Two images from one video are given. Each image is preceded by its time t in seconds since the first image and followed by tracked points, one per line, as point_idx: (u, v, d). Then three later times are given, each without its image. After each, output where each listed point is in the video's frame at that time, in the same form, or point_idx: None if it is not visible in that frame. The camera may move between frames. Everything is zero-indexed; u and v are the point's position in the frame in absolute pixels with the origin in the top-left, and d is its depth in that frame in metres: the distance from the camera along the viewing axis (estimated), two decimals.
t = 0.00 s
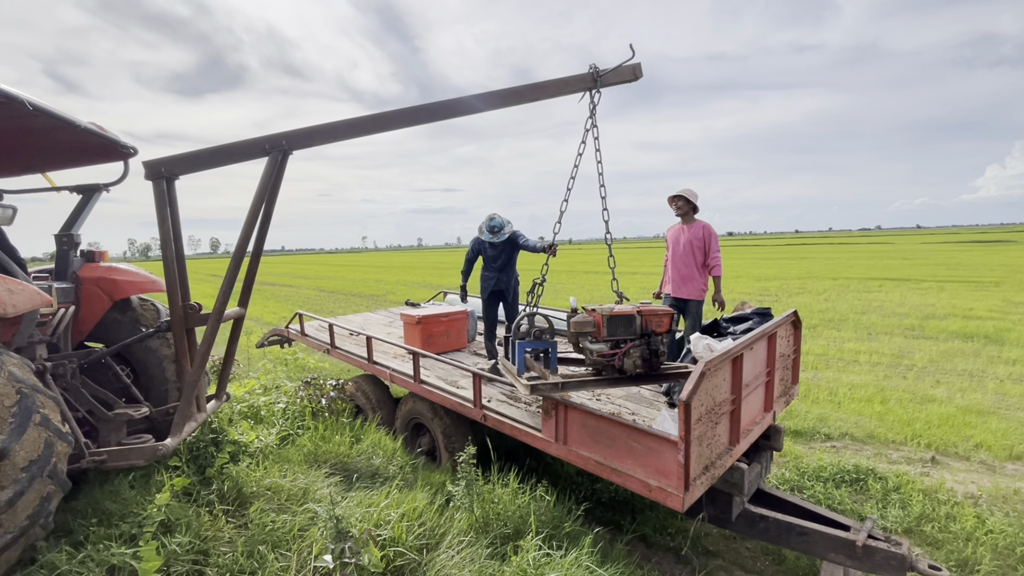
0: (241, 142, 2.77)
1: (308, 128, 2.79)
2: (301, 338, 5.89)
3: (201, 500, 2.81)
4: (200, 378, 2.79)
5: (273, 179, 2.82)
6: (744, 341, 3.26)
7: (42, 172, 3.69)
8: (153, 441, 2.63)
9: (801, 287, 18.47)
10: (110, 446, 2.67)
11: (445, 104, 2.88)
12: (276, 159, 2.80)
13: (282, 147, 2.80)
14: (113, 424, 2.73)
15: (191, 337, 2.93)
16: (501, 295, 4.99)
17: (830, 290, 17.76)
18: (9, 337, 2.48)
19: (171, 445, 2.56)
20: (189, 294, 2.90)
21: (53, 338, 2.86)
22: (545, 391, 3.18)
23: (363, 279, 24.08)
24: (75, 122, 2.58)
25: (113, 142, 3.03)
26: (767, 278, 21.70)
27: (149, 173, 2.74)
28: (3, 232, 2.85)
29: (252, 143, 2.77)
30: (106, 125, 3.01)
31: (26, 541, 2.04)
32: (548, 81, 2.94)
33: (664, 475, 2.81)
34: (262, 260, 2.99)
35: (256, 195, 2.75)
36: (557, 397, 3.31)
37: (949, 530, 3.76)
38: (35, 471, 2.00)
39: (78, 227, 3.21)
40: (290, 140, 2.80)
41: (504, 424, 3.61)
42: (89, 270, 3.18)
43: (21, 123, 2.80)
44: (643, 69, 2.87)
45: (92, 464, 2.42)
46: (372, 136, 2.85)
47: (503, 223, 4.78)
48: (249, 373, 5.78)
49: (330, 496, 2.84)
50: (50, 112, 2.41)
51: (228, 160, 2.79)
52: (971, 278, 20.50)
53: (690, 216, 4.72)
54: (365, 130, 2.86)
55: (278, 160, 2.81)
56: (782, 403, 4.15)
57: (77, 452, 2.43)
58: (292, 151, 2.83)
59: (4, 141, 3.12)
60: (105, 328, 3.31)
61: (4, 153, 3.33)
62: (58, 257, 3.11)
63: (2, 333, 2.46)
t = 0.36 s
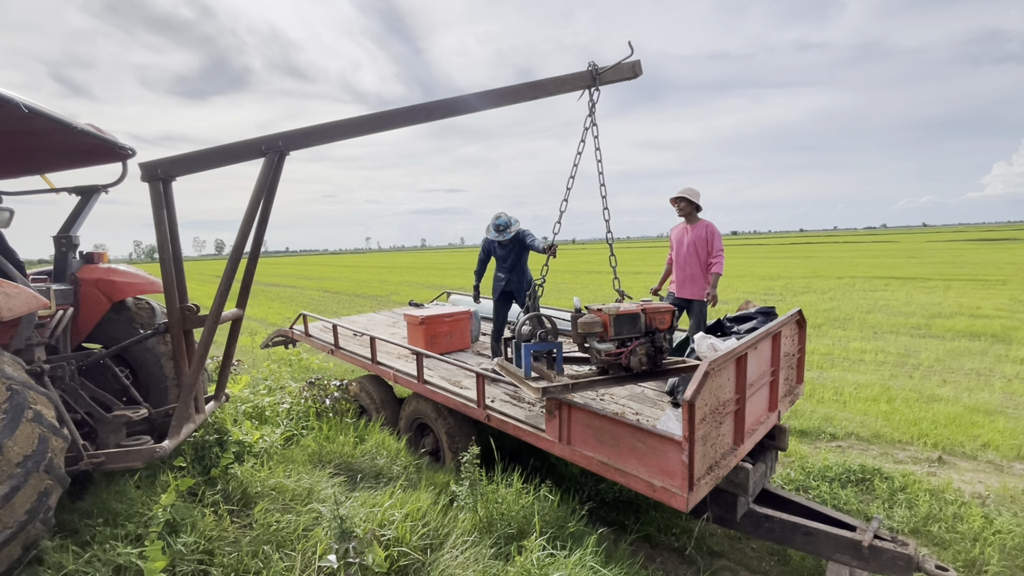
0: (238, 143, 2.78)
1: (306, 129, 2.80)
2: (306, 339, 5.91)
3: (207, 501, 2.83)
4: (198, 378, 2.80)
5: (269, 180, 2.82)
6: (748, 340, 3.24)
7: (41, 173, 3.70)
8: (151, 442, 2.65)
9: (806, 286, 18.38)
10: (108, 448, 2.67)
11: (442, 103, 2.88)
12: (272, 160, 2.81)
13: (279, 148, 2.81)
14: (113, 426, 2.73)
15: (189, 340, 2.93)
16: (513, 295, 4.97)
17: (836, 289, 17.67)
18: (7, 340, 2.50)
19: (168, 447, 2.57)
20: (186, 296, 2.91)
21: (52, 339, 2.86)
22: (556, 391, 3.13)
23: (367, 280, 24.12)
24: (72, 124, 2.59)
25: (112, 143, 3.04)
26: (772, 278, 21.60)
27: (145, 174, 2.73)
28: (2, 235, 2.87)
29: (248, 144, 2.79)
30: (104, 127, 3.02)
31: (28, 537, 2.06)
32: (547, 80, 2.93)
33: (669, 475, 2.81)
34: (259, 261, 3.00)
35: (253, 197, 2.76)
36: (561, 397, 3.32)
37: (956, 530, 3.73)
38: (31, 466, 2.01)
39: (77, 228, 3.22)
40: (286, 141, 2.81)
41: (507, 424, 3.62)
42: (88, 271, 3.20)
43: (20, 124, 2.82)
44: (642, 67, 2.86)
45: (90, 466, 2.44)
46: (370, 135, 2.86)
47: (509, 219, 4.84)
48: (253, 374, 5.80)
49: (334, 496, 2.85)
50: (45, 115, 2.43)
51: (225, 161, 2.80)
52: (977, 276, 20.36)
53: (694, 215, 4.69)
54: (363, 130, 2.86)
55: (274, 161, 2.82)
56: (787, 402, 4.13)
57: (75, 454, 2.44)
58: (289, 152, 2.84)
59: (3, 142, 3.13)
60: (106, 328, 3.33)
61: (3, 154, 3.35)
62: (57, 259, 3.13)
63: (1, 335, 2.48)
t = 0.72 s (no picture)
0: (238, 144, 2.79)
1: (305, 130, 2.81)
2: (309, 339, 5.92)
3: (212, 501, 2.84)
4: (198, 379, 2.81)
5: (268, 181, 2.83)
6: (752, 340, 3.24)
7: (43, 176, 3.72)
8: (153, 444, 2.66)
9: (811, 286, 18.30)
10: (109, 450, 2.69)
11: (442, 104, 2.88)
12: (272, 161, 2.82)
13: (279, 150, 2.82)
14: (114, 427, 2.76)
15: (189, 341, 2.94)
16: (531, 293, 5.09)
17: (841, 289, 17.58)
18: (8, 342, 2.52)
19: (169, 449, 2.58)
20: (187, 297, 2.92)
21: (53, 341, 2.92)
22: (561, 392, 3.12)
23: (370, 281, 24.14)
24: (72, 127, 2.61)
25: (112, 145, 3.06)
26: (777, 277, 21.51)
27: (145, 177, 2.75)
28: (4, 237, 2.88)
29: (249, 145, 2.80)
30: (105, 129, 3.05)
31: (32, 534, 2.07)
32: (547, 80, 2.93)
33: (673, 476, 2.80)
34: (260, 263, 3.02)
35: (252, 199, 2.77)
36: (564, 397, 3.31)
37: (964, 531, 3.71)
38: (30, 463, 2.02)
39: (79, 229, 3.24)
40: (286, 143, 2.82)
41: (511, 425, 3.62)
42: (90, 272, 3.22)
43: (21, 127, 2.84)
44: (643, 66, 2.86)
45: (91, 468, 2.45)
46: (370, 136, 2.87)
47: (524, 216, 4.85)
48: (258, 375, 5.82)
49: (338, 497, 2.85)
50: (45, 118, 2.45)
51: (224, 162, 2.81)
52: (984, 275, 20.23)
53: (694, 215, 4.67)
54: (363, 131, 2.87)
55: (274, 163, 2.83)
56: (792, 403, 4.12)
57: (76, 456, 2.46)
58: (289, 153, 2.85)
59: (5, 144, 3.15)
60: (109, 329, 3.34)
61: (6, 157, 3.37)
62: (58, 261, 3.13)
63: (3, 337, 2.50)
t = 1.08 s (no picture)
0: (241, 145, 2.80)
1: (306, 130, 2.82)
2: (314, 339, 5.93)
3: (217, 500, 2.85)
4: (202, 379, 2.82)
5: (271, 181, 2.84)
6: (757, 340, 3.22)
7: (48, 176, 3.75)
8: (157, 444, 2.68)
9: (816, 286, 18.20)
10: (113, 449, 2.71)
11: (445, 103, 2.88)
12: (275, 161, 2.83)
13: (282, 150, 2.82)
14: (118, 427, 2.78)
15: (193, 340, 2.95)
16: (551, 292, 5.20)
17: (847, 288, 17.48)
18: (14, 342, 2.53)
19: (173, 448, 2.59)
20: (190, 297, 2.93)
21: (58, 341, 2.91)
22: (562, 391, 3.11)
23: (374, 281, 24.15)
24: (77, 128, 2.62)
25: (117, 146, 3.07)
26: (782, 277, 21.44)
27: (149, 176, 2.77)
28: (10, 238, 2.91)
29: (251, 145, 2.80)
30: (109, 130, 3.06)
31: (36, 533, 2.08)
32: (550, 79, 2.93)
33: (678, 476, 2.79)
34: (263, 264, 3.03)
35: (256, 199, 2.77)
36: (569, 397, 3.31)
37: (972, 533, 3.68)
38: (35, 461, 2.03)
39: (84, 230, 3.26)
40: (289, 142, 2.83)
41: (515, 425, 3.61)
42: (96, 272, 3.23)
43: (26, 128, 2.85)
44: (647, 64, 2.85)
45: (96, 467, 2.46)
46: (373, 136, 2.87)
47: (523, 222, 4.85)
48: (263, 374, 5.83)
49: (343, 496, 2.86)
50: (49, 119, 2.46)
51: (227, 162, 2.82)
52: (992, 275, 20.09)
53: (698, 215, 4.66)
54: (365, 131, 2.87)
55: (277, 163, 2.84)
56: (797, 403, 4.10)
57: (81, 454, 2.48)
58: (291, 153, 2.85)
59: (11, 145, 3.17)
60: (114, 329, 3.36)
61: (12, 158, 3.39)
62: (64, 261, 3.17)
63: (9, 337, 2.51)
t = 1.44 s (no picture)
0: (244, 142, 2.81)
1: (308, 127, 2.82)
2: (319, 339, 5.95)
3: (223, 498, 2.86)
4: (207, 376, 2.82)
5: (275, 178, 2.84)
6: (763, 339, 3.20)
7: (56, 176, 3.76)
8: (164, 441, 2.69)
9: (821, 286, 18.12)
10: (121, 447, 2.71)
11: (449, 99, 2.88)
12: (278, 158, 2.82)
13: (285, 147, 2.83)
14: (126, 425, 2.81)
15: (198, 338, 2.95)
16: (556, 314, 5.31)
17: (852, 288, 17.40)
18: (22, 341, 2.53)
19: (179, 445, 2.60)
20: (195, 295, 2.94)
21: (66, 340, 2.92)
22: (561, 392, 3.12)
23: (377, 280, 24.19)
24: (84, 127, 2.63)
25: (123, 145, 3.08)
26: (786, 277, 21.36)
27: (153, 174, 2.76)
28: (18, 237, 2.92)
29: (255, 142, 2.81)
30: (117, 129, 3.07)
31: (45, 530, 2.09)
32: (553, 74, 2.92)
33: (684, 475, 2.78)
34: (267, 262, 3.04)
35: (260, 195, 2.77)
36: (573, 397, 3.31)
37: (979, 533, 3.66)
38: (43, 459, 2.04)
39: (91, 229, 3.27)
40: (292, 139, 2.83)
41: (520, 424, 3.61)
42: (103, 272, 3.26)
43: (34, 128, 2.86)
44: (650, 59, 2.84)
45: (103, 464, 2.46)
46: (376, 132, 2.87)
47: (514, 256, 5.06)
48: (268, 374, 5.85)
49: (348, 495, 2.86)
50: (57, 118, 2.47)
51: (231, 159, 2.83)
52: (998, 275, 19.97)
53: (702, 214, 4.64)
54: (368, 127, 2.87)
55: (281, 160, 2.83)
56: (803, 403, 4.08)
57: (89, 451, 2.49)
58: (294, 150, 2.85)
59: (18, 145, 3.19)
60: (120, 328, 3.37)
61: (19, 157, 3.40)
62: (71, 260, 3.16)
63: (18, 335, 2.51)
